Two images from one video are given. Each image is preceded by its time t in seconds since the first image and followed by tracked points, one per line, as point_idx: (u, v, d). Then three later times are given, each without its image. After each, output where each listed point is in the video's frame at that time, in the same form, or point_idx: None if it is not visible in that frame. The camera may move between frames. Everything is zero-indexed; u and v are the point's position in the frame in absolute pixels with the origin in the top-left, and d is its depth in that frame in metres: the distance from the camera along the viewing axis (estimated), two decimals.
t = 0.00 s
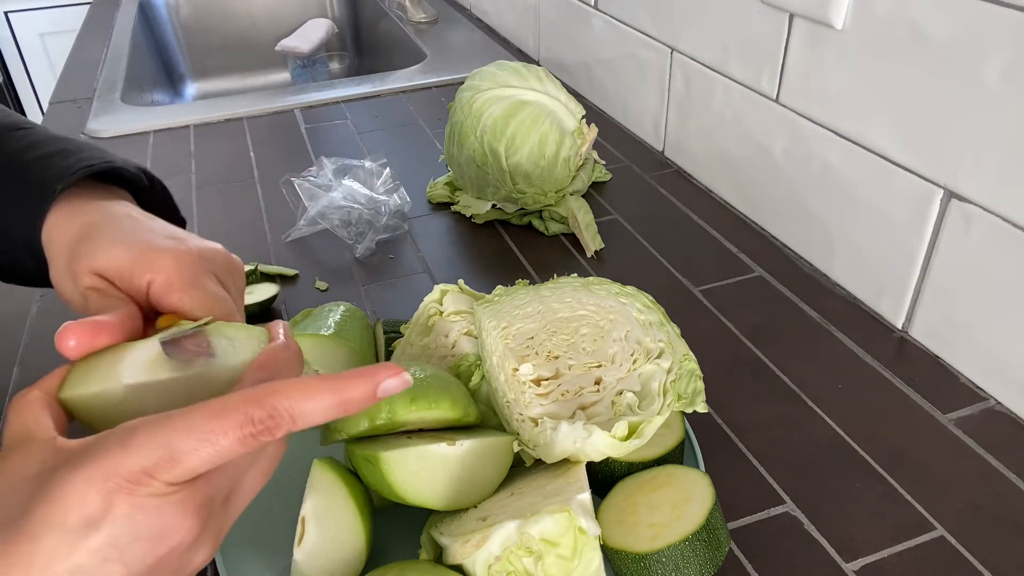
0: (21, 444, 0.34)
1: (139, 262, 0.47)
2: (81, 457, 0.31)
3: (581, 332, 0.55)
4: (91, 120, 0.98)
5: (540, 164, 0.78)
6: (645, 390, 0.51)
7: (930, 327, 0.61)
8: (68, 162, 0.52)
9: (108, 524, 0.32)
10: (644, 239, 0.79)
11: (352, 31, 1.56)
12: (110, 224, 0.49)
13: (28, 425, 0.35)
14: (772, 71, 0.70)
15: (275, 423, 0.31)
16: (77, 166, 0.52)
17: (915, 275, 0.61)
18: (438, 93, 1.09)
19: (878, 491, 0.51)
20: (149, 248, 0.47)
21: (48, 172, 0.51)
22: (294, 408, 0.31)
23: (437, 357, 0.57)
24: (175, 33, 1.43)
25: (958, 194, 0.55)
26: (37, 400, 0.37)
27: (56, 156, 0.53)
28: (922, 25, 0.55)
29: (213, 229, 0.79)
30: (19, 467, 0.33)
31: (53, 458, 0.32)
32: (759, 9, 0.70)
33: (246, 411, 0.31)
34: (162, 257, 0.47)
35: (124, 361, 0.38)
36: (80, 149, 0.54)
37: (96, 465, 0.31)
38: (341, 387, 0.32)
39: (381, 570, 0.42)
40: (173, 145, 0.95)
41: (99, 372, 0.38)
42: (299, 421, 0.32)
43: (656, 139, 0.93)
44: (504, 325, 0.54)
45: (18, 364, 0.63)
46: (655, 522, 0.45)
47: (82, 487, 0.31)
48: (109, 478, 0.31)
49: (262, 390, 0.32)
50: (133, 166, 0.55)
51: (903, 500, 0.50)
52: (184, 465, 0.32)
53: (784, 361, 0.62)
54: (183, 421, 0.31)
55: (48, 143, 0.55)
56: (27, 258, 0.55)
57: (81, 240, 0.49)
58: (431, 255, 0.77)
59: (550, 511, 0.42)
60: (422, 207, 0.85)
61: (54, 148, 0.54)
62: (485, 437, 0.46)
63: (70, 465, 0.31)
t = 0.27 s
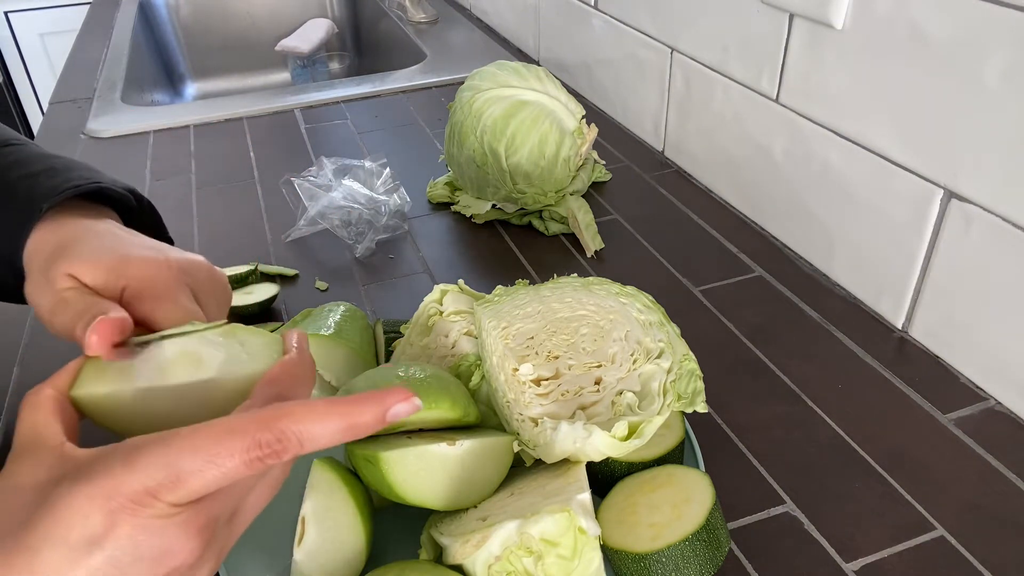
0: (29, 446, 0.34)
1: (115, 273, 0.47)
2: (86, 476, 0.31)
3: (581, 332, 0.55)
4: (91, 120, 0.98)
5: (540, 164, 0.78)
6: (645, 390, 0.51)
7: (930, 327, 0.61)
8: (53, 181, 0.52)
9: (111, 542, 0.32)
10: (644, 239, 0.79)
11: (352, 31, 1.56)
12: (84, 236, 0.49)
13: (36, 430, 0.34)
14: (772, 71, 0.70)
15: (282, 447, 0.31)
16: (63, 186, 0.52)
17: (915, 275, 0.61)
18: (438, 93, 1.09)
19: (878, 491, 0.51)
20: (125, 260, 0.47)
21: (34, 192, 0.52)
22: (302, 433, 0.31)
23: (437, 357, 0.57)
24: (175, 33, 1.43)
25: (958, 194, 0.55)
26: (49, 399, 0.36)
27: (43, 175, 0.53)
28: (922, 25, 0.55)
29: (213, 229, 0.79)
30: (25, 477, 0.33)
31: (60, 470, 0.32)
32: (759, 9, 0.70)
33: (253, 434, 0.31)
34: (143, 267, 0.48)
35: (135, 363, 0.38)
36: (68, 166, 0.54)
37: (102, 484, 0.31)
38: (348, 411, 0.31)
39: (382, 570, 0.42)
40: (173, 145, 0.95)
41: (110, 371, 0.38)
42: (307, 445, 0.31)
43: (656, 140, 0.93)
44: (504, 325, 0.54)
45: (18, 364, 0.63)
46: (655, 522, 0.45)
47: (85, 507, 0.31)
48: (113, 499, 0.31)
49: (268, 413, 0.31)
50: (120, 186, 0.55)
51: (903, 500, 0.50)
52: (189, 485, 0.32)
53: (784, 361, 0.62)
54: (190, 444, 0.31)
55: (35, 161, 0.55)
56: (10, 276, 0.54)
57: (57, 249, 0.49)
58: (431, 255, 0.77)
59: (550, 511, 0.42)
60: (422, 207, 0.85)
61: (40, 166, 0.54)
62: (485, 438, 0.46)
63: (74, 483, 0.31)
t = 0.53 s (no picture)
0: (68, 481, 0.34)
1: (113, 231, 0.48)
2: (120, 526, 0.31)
3: (581, 332, 0.55)
4: (91, 120, 0.98)
5: (540, 164, 0.78)
6: (645, 390, 0.51)
7: (930, 327, 0.61)
8: (67, 163, 0.53)
9: None
10: (644, 239, 0.79)
11: (352, 31, 1.56)
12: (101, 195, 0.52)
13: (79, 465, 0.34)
14: (772, 72, 0.70)
15: (312, 507, 0.32)
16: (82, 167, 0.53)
17: (915, 275, 0.61)
18: (438, 93, 1.09)
19: (878, 490, 0.51)
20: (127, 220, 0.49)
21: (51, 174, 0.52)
22: (333, 491, 0.32)
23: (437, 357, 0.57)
24: (175, 33, 1.43)
25: (958, 194, 0.55)
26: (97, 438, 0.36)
27: (57, 156, 0.53)
28: (922, 25, 0.55)
29: (212, 229, 0.79)
30: (58, 514, 0.32)
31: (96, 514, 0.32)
32: (759, 9, 0.70)
33: (286, 492, 0.31)
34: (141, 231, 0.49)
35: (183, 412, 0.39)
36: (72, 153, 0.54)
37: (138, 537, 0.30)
38: (375, 467, 0.32)
39: (381, 570, 0.42)
40: (173, 145, 0.95)
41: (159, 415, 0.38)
42: (337, 503, 0.32)
43: (656, 139, 0.93)
44: (504, 325, 0.54)
45: (18, 364, 0.63)
46: (655, 522, 0.45)
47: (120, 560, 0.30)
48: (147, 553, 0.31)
49: (300, 472, 0.32)
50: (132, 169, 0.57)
51: (903, 500, 0.50)
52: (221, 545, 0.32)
53: (784, 361, 0.62)
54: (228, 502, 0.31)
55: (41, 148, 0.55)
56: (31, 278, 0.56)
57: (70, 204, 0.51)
58: (431, 255, 0.77)
59: (550, 511, 0.42)
60: (422, 207, 0.85)
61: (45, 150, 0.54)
62: (485, 438, 0.46)
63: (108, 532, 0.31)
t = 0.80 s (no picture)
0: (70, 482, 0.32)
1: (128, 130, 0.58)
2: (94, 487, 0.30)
3: (581, 332, 0.55)
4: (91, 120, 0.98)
5: (540, 164, 0.78)
6: (645, 390, 0.51)
7: (930, 327, 0.61)
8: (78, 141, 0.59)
9: (128, 535, 0.30)
10: (644, 239, 0.79)
11: (352, 31, 1.56)
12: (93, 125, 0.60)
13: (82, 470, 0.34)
14: (772, 72, 0.70)
15: (280, 422, 0.31)
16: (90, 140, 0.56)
17: (915, 275, 0.61)
18: (438, 93, 1.09)
19: (877, 490, 0.51)
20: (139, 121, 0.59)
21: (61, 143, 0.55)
22: (298, 412, 0.31)
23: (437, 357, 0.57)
24: (175, 33, 1.43)
25: (958, 194, 0.55)
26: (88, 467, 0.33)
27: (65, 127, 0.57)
28: (922, 25, 0.55)
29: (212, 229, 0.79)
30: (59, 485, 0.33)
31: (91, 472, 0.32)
32: (759, 9, 0.70)
33: (254, 418, 0.31)
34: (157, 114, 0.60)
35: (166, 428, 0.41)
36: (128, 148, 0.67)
37: (120, 474, 0.30)
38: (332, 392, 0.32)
39: (381, 570, 0.42)
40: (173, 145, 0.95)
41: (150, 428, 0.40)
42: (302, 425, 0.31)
43: (656, 139, 0.93)
44: (504, 325, 0.54)
45: (18, 364, 0.63)
46: (655, 522, 0.45)
47: (111, 492, 0.30)
48: (132, 485, 0.30)
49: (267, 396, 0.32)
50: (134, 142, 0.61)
51: (903, 500, 0.50)
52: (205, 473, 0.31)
53: (784, 361, 0.62)
54: (208, 435, 0.31)
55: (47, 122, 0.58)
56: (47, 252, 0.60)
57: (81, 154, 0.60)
58: (431, 255, 0.77)
59: (550, 511, 0.42)
60: (422, 207, 0.85)
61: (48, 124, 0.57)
62: (485, 438, 0.46)
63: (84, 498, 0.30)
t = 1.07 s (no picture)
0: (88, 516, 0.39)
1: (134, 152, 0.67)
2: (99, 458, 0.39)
3: (581, 332, 0.55)
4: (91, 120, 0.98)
5: (540, 164, 0.78)
6: (645, 390, 0.51)
7: (930, 327, 0.61)
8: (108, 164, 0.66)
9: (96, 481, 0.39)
10: (644, 239, 0.79)
11: (352, 31, 1.56)
12: (109, 145, 0.67)
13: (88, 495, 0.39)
14: (772, 72, 0.70)
15: (219, 380, 0.41)
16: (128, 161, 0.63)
17: (915, 275, 0.61)
18: (438, 93, 1.09)
19: (877, 490, 0.51)
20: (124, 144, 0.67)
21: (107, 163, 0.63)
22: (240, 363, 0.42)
23: (436, 358, 0.57)
24: (175, 33, 1.43)
25: (958, 194, 0.55)
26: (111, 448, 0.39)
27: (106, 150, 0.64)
28: (922, 25, 0.55)
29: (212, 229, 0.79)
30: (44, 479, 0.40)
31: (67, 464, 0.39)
32: (759, 9, 0.70)
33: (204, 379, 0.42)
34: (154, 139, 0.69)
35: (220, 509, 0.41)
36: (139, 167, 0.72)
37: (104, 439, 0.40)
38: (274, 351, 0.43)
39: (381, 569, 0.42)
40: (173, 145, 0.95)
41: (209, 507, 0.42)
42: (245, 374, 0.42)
43: (656, 139, 0.93)
44: (504, 325, 0.54)
45: (18, 364, 0.63)
46: (655, 522, 0.45)
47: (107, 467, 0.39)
48: (113, 449, 0.39)
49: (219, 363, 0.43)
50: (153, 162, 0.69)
51: (903, 500, 0.50)
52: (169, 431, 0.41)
53: (784, 361, 0.62)
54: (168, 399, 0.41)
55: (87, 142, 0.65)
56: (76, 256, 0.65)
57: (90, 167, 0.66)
58: (431, 255, 0.77)
59: (549, 510, 0.42)
60: (422, 207, 0.85)
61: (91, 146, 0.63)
62: (485, 440, 0.46)
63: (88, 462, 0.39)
